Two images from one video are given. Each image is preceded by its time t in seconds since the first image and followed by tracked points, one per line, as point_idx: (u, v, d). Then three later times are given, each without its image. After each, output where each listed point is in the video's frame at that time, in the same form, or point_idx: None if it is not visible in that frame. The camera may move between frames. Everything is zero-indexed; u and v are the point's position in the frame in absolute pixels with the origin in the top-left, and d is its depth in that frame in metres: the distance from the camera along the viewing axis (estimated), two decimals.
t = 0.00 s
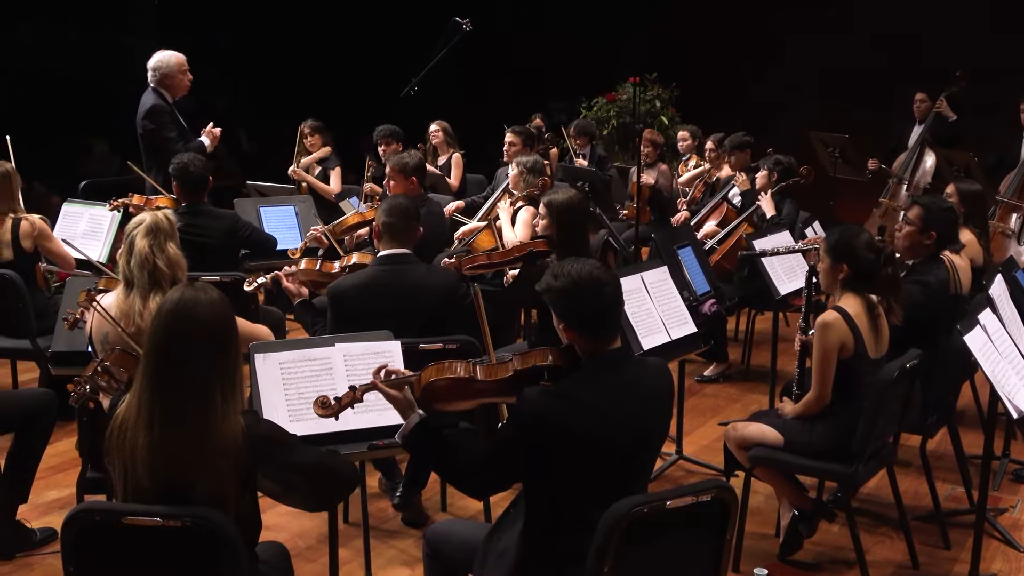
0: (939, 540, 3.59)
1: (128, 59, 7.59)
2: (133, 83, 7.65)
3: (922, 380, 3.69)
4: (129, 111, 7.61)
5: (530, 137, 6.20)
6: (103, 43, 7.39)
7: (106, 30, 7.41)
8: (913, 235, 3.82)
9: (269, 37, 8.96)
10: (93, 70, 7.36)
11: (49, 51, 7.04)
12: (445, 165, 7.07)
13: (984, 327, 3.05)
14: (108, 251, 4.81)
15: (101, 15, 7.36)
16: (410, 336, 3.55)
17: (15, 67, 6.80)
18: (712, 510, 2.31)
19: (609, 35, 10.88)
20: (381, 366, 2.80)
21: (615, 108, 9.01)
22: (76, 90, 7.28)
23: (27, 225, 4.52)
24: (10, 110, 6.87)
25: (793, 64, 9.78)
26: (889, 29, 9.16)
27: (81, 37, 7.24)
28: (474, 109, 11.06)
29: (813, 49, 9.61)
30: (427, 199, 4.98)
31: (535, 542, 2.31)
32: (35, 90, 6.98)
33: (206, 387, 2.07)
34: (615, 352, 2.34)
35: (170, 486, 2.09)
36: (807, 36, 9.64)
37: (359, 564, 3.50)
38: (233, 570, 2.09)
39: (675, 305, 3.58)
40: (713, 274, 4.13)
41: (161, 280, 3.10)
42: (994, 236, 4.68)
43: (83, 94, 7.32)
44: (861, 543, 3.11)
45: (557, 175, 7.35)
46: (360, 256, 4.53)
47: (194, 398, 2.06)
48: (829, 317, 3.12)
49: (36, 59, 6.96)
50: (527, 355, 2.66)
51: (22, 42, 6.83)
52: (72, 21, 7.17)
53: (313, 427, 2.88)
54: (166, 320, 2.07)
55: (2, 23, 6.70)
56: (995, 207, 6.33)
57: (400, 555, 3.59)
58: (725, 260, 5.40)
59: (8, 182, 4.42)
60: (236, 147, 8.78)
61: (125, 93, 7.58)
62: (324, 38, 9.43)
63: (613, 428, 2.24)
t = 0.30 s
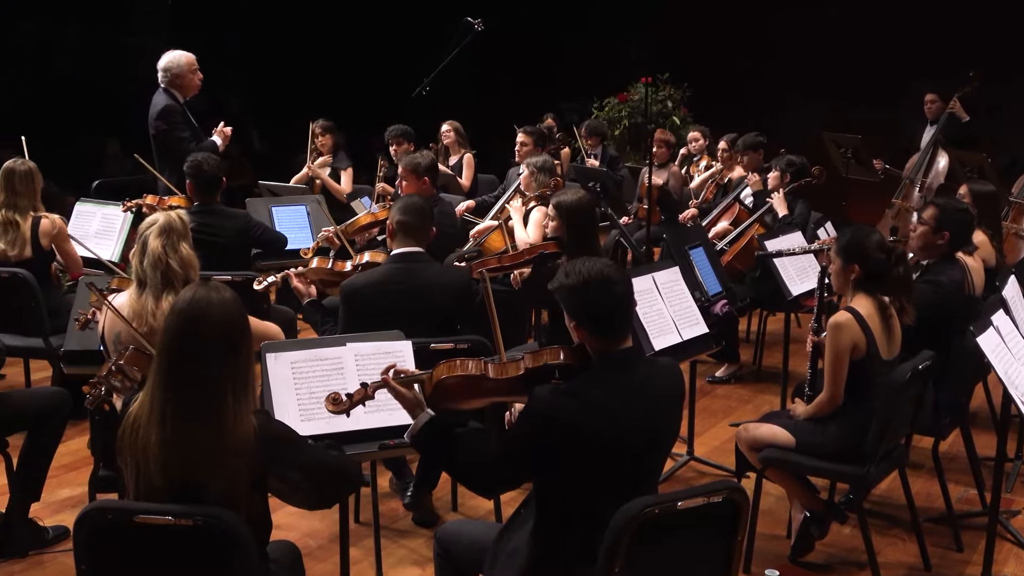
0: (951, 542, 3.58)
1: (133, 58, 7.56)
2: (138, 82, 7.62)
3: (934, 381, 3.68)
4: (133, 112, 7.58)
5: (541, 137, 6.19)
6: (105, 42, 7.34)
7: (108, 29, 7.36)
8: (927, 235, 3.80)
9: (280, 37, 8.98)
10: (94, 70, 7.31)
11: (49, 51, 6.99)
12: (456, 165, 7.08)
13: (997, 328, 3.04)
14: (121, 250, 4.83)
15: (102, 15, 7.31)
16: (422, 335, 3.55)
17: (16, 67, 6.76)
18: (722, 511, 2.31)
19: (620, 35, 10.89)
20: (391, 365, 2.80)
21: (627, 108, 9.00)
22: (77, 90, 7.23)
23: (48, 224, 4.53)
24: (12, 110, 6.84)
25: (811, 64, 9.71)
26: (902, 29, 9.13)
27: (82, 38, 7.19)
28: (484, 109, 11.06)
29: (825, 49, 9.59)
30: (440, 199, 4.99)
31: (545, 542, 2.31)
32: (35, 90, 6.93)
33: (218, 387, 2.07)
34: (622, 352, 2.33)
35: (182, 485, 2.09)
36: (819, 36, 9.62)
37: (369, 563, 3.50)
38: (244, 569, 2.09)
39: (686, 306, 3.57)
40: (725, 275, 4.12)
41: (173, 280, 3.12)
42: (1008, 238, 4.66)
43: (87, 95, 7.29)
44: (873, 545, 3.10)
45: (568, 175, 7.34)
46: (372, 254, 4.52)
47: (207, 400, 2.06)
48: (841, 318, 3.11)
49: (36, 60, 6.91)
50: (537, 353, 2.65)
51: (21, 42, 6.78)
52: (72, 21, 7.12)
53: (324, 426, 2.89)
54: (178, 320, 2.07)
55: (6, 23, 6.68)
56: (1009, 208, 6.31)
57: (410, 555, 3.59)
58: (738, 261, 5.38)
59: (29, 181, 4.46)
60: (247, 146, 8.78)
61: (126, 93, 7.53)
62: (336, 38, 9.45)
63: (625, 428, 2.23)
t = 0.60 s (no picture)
0: (964, 545, 3.57)
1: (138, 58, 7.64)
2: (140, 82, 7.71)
3: (947, 383, 3.67)
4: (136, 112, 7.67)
5: (553, 138, 6.18)
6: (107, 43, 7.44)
7: (109, 29, 7.46)
8: (938, 236, 3.79)
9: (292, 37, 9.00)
10: (96, 70, 7.42)
11: (49, 53, 7.15)
12: (468, 165, 7.09)
13: (1011, 330, 3.03)
14: (134, 249, 4.86)
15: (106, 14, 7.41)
16: (433, 335, 3.55)
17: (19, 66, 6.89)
18: (735, 512, 2.30)
19: (631, 35, 10.90)
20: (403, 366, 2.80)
21: (639, 108, 9.00)
22: (76, 90, 7.35)
23: (73, 225, 4.59)
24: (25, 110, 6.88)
25: (822, 64, 9.70)
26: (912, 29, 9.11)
27: (81, 38, 7.32)
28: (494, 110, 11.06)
29: (836, 50, 9.58)
30: (453, 199, 4.99)
31: (556, 542, 2.31)
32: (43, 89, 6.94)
33: (232, 385, 2.07)
34: (635, 352, 2.32)
35: (195, 484, 2.09)
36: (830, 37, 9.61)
37: (381, 563, 3.50)
38: (256, 569, 2.09)
39: (698, 307, 3.57)
40: (737, 275, 4.11)
41: (188, 280, 3.12)
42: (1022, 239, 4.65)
43: (89, 94, 7.42)
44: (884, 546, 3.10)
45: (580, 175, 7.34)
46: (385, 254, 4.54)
47: (221, 399, 2.07)
48: (854, 320, 3.10)
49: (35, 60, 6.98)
50: (548, 353, 2.64)
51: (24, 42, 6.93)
52: (72, 21, 7.28)
53: (336, 425, 2.89)
54: (193, 319, 2.07)
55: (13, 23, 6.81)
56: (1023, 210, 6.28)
57: (422, 554, 3.60)
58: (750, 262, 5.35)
59: (58, 179, 4.56)
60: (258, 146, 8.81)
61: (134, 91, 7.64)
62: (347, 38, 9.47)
63: (638, 429, 2.23)
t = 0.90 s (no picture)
0: (976, 547, 3.55)
1: (146, 58, 7.69)
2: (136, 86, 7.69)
3: (960, 385, 3.66)
4: (136, 112, 7.73)
5: (564, 138, 6.18)
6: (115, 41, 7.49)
7: (115, 29, 7.49)
8: (947, 237, 3.79)
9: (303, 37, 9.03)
10: (95, 70, 7.41)
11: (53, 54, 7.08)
12: (478, 165, 7.09)
13: None
14: (146, 249, 4.86)
15: (112, 13, 7.45)
16: (444, 334, 3.56)
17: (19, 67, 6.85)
18: (746, 514, 2.29)
19: (641, 35, 10.90)
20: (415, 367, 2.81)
21: (652, 108, 9.00)
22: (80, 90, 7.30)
23: (98, 226, 4.65)
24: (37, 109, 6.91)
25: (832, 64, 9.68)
26: (924, 29, 9.10)
27: (83, 37, 7.26)
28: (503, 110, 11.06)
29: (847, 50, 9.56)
30: (466, 198, 4.99)
31: (567, 543, 2.31)
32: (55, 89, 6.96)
33: (245, 384, 2.07)
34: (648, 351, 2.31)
35: (207, 483, 2.09)
36: (840, 37, 9.59)
37: (392, 562, 3.51)
38: (268, 569, 2.10)
39: (710, 308, 3.56)
40: (749, 276, 4.10)
41: (200, 279, 3.12)
42: None
43: (89, 94, 7.40)
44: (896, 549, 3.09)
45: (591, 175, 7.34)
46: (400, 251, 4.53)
47: (234, 399, 2.07)
48: (867, 323, 3.10)
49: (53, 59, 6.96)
50: (560, 352, 2.63)
51: (25, 42, 6.86)
52: (73, 21, 7.18)
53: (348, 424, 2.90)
54: (207, 318, 2.08)
55: (13, 24, 6.75)
56: None
57: (432, 554, 3.60)
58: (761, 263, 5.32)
59: (85, 177, 4.64)
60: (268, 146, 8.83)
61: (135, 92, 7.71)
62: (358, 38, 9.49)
63: (651, 431, 2.22)
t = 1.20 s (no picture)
0: (990, 549, 3.54)
1: (159, 58, 7.73)
2: (128, 87, 7.62)
3: (974, 386, 3.65)
4: (144, 112, 7.74)
5: (577, 138, 6.18)
6: (125, 41, 7.51)
7: (129, 29, 7.53)
8: (959, 239, 3.78)
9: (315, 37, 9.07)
10: (96, 70, 7.40)
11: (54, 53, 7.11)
12: (489, 165, 7.10)
13: None
14: (160, 248, 4.89)
15: (122, 13, 7.47)
16: (458, 335, 3.56)
17: (20, 66, 6.86)
18: (759, 515, 2.29)
19: (652, 36, 10.90)
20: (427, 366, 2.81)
21: (664, 109, 8.99)
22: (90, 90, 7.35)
23: (123, 228, 4.64)
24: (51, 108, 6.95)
25: (843, 65, 9.67)
26: (938, 29, 9.08)
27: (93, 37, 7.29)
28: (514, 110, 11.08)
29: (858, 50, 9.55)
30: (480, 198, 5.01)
31: (578, 542, 2.31)
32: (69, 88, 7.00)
33: (259, 384, 2.08)
34: (659, 349, 2.30)
35: (221, 481, 2.10)
36: (852, 37, 9.58)
37: (404, 562, 3.51)
38: (281, 568, 2.11)
39: (723, 308, 3.56)
40: (762, 277, 4.09)
41: (217, 277, 3.13)
42: None
43: (93, 94, 7.44)
44: (909, 551, 3.08)
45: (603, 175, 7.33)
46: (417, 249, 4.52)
47: (250, 400, 2.07)
48: (879, 326, 3.09)
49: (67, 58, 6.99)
50: (572, 350, 2.60)
51: (30, 42, 6.90)
52: (72, 20, 7.19)
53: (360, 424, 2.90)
54: (224, 317, 2.08)
55: (18, 24, 6.84)
56: None
57: (444, 554, 3.61)
58: (774, 264, 5.31)
59: (113, 178, 4.65)
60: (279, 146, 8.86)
61: (128, 92, 7.64)
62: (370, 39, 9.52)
63: (662, 431, 2.22)
